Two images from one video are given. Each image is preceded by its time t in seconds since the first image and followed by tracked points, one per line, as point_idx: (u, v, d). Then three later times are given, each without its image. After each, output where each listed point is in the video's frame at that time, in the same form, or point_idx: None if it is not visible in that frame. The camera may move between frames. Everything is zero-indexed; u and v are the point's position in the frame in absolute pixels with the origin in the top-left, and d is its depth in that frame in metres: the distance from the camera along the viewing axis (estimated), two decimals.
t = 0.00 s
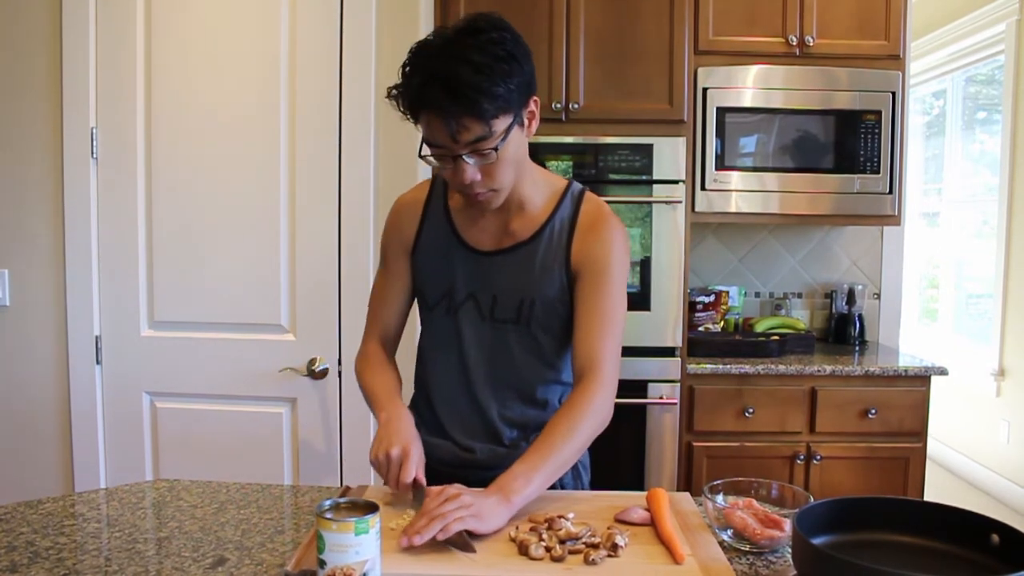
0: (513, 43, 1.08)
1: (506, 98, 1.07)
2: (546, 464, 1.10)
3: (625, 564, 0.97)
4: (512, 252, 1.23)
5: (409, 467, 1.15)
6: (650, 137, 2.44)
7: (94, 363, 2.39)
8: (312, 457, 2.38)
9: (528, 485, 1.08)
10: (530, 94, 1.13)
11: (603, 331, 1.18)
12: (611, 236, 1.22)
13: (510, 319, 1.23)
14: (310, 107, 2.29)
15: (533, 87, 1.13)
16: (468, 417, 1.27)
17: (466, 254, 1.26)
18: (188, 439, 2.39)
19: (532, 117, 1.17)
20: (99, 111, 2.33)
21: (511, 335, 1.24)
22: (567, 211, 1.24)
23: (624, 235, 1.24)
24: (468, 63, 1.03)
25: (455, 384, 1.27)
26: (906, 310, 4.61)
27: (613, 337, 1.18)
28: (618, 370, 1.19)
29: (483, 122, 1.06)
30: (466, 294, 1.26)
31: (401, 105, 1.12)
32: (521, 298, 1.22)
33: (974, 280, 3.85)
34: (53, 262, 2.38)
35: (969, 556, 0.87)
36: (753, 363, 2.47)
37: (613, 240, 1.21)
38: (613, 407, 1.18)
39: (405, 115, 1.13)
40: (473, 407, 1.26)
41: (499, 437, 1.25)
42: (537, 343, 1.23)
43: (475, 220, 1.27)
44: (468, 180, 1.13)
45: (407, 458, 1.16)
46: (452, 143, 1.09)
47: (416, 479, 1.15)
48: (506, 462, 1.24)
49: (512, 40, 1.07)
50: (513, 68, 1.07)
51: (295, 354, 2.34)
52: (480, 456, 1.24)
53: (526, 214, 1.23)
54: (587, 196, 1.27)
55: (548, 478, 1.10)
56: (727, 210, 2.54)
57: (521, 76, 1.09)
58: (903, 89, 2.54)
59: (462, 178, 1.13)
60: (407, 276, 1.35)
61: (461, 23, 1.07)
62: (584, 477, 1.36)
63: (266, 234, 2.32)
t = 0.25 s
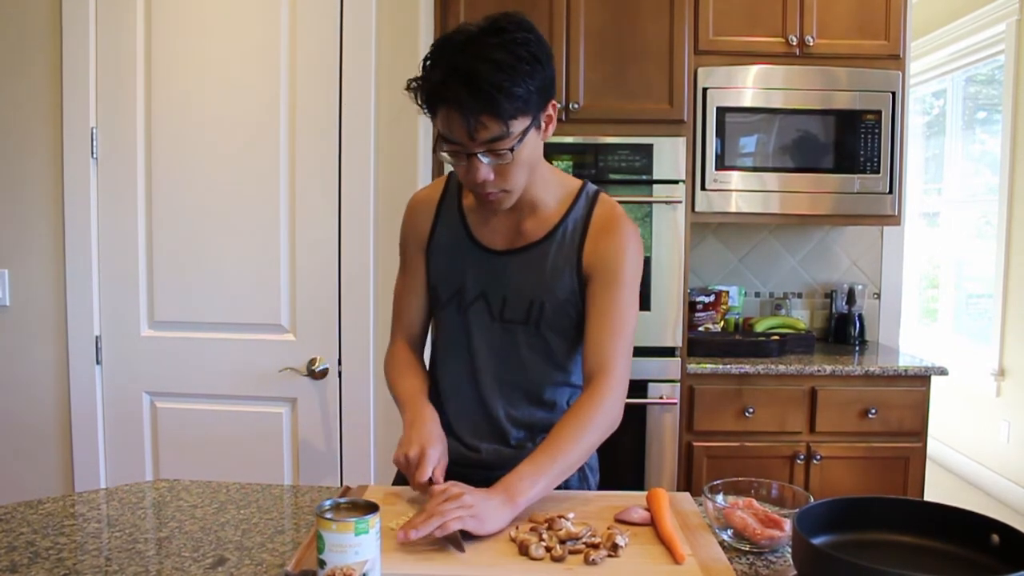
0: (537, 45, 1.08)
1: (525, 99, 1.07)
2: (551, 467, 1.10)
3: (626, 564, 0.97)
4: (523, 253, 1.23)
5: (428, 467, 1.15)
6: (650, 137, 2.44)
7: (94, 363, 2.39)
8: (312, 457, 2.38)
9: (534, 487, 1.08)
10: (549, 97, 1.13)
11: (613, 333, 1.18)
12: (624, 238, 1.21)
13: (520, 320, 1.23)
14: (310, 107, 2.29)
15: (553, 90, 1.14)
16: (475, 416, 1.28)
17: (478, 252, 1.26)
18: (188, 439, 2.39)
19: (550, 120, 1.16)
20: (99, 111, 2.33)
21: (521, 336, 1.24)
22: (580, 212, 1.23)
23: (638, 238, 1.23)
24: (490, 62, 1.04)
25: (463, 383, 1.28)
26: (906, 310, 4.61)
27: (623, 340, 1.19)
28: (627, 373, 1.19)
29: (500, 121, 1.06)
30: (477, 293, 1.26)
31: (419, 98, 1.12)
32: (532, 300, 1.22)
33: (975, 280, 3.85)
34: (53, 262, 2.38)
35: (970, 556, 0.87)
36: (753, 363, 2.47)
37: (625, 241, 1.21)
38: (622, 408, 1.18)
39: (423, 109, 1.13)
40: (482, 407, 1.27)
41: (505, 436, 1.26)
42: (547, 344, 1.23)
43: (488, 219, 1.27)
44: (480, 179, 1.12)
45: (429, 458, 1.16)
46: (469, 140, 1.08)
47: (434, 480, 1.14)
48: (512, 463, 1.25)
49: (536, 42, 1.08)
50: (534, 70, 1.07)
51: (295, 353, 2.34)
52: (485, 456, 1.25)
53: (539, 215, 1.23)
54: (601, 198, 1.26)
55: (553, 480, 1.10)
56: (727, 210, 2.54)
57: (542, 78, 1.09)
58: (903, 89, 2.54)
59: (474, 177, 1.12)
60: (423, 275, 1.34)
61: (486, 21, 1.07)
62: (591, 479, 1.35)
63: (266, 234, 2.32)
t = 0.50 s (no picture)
0: (559, 51, 1.08)
1: (544, 105, 1.07)
2: (567, 463, 1.08)
3: (625, 564, 0.97)
4: (535, 251, 1.23)
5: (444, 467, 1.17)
6: (650, 137, 2.44)
7: (94, 363, 2.39)
8: (312, 457, 2.38)
9: (548, 483, 1.06)
10: (567, 104, 1.13)
11: (629, 327, 1.15)
12: (637, 233, 1.20)
13: (532, 318, 1.23)
14: (310, 108, 2.29)
15: (572, 97, 1.14)
16: (484, 414, 1.29)
17: (489, 249, 1.26)
18: (188, 439, 2.39)
19: (566, 127, 1.16)
20: (99, 111, 2.33)
21: (532, 334, 1.24)
22: (592, 210, 1.23)
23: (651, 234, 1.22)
24: (512, 63, 1.03)
25: (473, 381, 1.29)
26: (906, 310, 4.61)
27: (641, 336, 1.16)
28: (646, 370, 1.17)
29: (518, 125, 1.06)
30: (488, 290, 1.27)
31: (436, 95, 1.12)
32: (543, 297, 1.22)
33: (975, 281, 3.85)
34: (53, 262, 2.38)
35: (970, 556, 0.87)
36: (753, 363, 2.47)
37: (638, 236, 1.20)
38: (641, 406, 1.15)
39: (440, 107, 1.13)
40: (493, 404, 1.27)
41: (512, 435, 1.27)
42: (558, 342, 1.23)
43: (500, 217, 1.27)
44: (493, 181, 1.12)
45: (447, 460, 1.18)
46: (484, 141, 1.08)
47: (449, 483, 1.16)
48: (518, 463, 1.26)
49: (558, 48, 1.08)
50: (555, 75, 1.07)
51: (295, 354, 2.34)
52: (491, 454, 1.27)
53: (551, 215, 1.23)
54: (613, 196, 1.26)
55: (567, 478, 1.08)
56: (727, 210, 2.54)
57: (563, 84, 1.09)
58: (903, 89, 2.54)
59: (487, 178, 1.12)
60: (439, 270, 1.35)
61: (511, 23, 1.07)
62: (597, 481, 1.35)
63: (266, 234, 2.32)
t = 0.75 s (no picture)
0: (571, 51, 1.08)
1: (555, 105, 1.07)
2: (573, 460, 1.07)
3: (626, 564, 0.97)
4: (545, 250, 1.23)
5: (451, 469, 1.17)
6: (650, 137, 2.44)
7: (94, 363, 2.39)
8: (312, 457, 2.38)
9: (552, 477, 1.06)
10: (578, 104, 1.13)
11: (638, 326, 1.15)
12: (647, 233, 1.20)
13: (541, 317, 1.24)
14: (310, 107, 2.29)
15: (583, 97, 1.14)
16: (493, 412, 1.29)
17: (499, 247, 1.27)
18: (188, 439, 2.39)
19: (575, 127, 1.17)
20: (99, 111, 2.33)
21: (541, 332, 1.24)
22: (602, 209, 1.23)
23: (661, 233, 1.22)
24: (522, 63, 1.04)
25: (483, 379, 1.29)
26: (906, 310, 4.61)
27: (650, 334, 1.16)
28: (655, 368, 1.16)
29: (528, 125, 1.07)
30: (499, 289, 1.27)
31: (448, 95, 1.13)
32: (553, 296, 1.23)
33: (975, 281, 3.85)
34: (54, 262, 2.38)
35: (970, 556, 0.87)
36: (753, 363, 2.47)
37: (648, 236, 1.20)
38: (649, 404, 1.15)
39: (451, 106, 1.14)
40: (502, 403, 1.28)
41: (520, 434, 1.27)
42: (567, 341, 1.23)
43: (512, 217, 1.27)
44: (503, 180, 1.12)
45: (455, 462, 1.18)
46: (495, 140, 1.09)
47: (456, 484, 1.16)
48: (525, 461, 1.26)
49: (570, 48, 1.08)
50: (566, 74, 1.07)
51: (295, 354, 2.35)
52: (498, 452, 1.27)
53: (561, 215, 1.23)
54: (624, 195, 1.26)
55: (573, 474, 1.07)
56: (727, 210, 2.54)
57: (574, 84, 1.09)
58: (903, 89, 2.54)
59: (497, 177, 1.12)
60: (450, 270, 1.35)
61: (523, 23, 1.07)
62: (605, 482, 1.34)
63: (266, 234, 2.32)
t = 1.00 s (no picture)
0: (571, 49, 1.08)
1: (554, 103, 1.07)
2: (574, 456, 1.07)
3: (625, 564, 0.97)
4: (549, 249, 1.23)
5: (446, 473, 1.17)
6: (650, 137, 2.44)
7: (94, 363, 2.39)
8: (312, 457, 2.38)
9: (552, 474, 1.06)
10: (579, 101, 1.12)
11: (641, 326, 1.15)
12: (651, 233, 1.20)
13: (545, 316, 1.24)
14: (310, 107, 2.29)
15: (584, 95, 1.13)
16: (496, 411, 1.29)
17: (503, 246, 1.27)
18: (188, 439, 2.39)
19: (577, 125, 1.16)
20: (99, 111, 2.33)
21: (545, 331, 1.24)
22: (606, 209, 1.23)
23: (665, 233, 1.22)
24: (521, 62, 1.04)
25: (487, 379, 1.29)
26: (906, 310, 4.61)
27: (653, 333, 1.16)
28: (658, 366, 1.16)
29: (527, 123, 1.07)
30: (503, 288, 1.27)
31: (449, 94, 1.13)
32: (556, 296, 1.23)
33: (975, 281, 3.85)
34: (54, 263, 2.38)
35: (970, 555, 0.87)
36: (753, 363, 2.47)
37: (652, 236, 1.20)
38: (652, 404, 1.15)
39: (452, 104, 1.14)
40: (505, 402, 1.28)
41: (523, 434, 1.27)
42: (571, 341, 1.23)
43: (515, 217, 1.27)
44: (503, 177, 1.13)
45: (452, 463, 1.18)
46: (493, 138, 1.09)
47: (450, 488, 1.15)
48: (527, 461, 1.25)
49: (570, 46, 1.07)
50: (566, 72, 1.07)
51: (295, 354, 2.35)
52: (501, 451, 1.27)
53: (564, 214, 1.23)
54: (628, 195, 1.25)
55: (572, 471, 1.07)
56: (727, 210, 2.54)
57: (574, 82, 1.09)
58: (903, 89, 2.54)
59: (497, 174, 1.13)
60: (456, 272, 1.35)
61: (524, 22, 1.07)
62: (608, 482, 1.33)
63: (266, 234, 2.32)
